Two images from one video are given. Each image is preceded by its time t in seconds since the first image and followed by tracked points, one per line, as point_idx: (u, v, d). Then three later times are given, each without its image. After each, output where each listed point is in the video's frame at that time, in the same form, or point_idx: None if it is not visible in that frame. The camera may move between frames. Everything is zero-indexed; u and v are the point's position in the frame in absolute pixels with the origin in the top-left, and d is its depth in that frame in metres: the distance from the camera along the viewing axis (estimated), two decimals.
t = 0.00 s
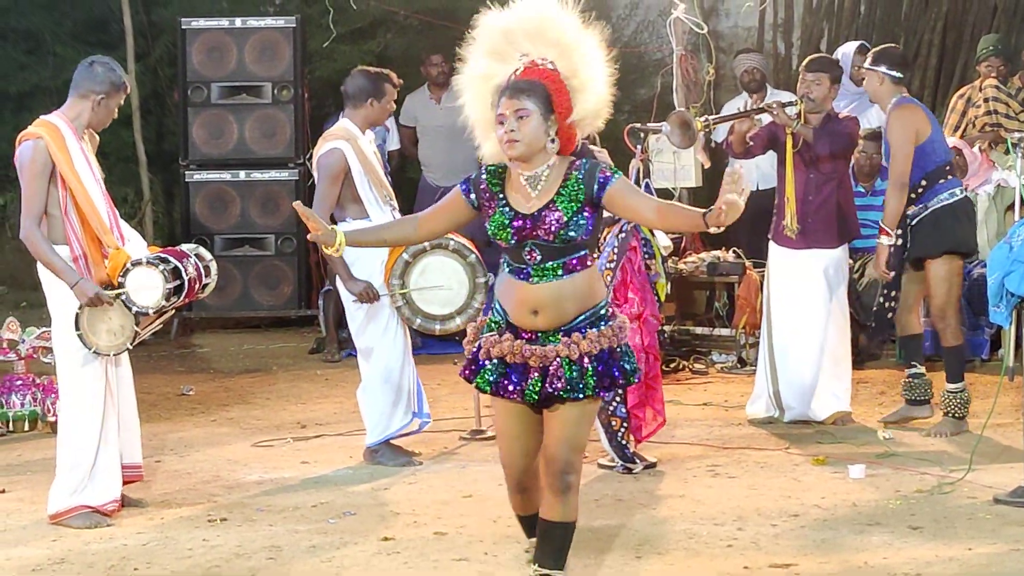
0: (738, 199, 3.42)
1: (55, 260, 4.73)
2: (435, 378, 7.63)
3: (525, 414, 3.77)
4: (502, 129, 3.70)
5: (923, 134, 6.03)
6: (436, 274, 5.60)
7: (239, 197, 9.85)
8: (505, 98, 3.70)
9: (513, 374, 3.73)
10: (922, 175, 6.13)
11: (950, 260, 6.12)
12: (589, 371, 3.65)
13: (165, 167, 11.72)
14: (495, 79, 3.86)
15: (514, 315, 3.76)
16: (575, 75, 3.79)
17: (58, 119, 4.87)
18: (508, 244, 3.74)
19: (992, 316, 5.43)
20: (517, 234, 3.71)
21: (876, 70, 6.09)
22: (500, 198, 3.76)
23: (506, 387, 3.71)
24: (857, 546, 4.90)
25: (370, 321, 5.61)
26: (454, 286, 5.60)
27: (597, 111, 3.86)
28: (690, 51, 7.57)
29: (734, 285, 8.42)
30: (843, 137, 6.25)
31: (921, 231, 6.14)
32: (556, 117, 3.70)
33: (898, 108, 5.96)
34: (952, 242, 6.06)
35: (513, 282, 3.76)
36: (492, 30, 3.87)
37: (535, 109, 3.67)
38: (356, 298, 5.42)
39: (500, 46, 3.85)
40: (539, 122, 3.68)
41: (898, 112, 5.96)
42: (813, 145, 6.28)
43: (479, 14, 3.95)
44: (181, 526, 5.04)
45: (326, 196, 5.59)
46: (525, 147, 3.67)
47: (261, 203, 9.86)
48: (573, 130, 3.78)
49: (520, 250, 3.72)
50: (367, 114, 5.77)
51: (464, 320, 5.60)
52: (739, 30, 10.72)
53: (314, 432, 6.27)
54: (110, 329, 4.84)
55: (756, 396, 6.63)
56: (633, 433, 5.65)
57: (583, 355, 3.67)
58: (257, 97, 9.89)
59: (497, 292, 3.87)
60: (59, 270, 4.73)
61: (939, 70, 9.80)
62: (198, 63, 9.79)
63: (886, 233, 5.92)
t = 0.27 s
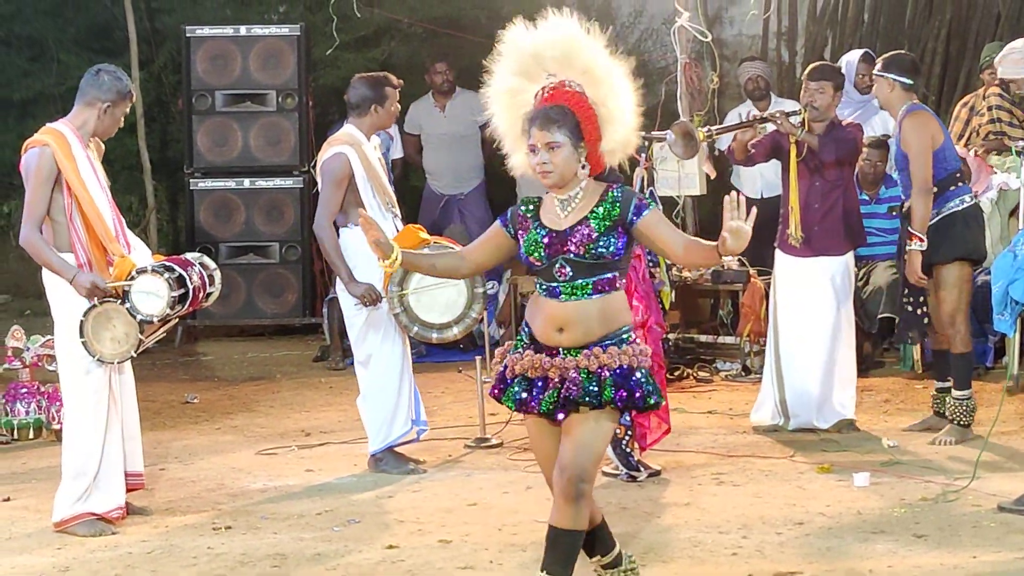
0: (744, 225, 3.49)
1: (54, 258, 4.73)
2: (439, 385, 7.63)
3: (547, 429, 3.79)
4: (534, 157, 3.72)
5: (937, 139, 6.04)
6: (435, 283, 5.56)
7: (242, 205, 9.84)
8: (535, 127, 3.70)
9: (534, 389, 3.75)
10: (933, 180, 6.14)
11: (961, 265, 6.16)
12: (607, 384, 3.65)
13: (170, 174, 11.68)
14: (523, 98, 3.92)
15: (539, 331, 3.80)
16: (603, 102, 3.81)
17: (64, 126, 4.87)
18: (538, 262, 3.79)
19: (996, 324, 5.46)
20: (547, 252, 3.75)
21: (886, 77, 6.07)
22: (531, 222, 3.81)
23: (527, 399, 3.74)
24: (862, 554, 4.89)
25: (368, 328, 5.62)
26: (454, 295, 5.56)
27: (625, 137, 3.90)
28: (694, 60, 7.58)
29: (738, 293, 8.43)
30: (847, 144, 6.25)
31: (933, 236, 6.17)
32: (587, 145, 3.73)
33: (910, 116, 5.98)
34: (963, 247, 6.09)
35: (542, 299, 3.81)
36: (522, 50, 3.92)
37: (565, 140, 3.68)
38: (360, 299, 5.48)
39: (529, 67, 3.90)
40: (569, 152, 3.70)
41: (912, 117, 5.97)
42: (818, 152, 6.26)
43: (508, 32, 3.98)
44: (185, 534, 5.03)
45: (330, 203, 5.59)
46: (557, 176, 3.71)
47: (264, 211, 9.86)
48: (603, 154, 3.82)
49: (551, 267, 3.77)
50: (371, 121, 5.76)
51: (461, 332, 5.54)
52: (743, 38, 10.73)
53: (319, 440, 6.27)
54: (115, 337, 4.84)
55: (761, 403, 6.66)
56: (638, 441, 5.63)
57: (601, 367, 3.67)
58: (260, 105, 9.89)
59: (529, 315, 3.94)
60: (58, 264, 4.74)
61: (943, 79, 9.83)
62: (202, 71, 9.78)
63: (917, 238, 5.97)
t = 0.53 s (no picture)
0: (779, 199, 3.66)
1: (57, 282, 4.74)
2: (441, 393, 7.62)
3: (592, 404, 4.03)
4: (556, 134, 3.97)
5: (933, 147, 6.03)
6: (434, 289, 5.54)
7: (244, 211, 9.84)
8: (561, 106, 3.96)
9: (573, 363, 3.97)
10: (934, 187, 6.15)
11: (963, 271, 6.18)
12: (644, 351, 3.88)
13: (173, 181, 11.76)
14: (552, 84, 4.19)
15: (571, 309, 4.04)
16: (628, 88, 4.10)
17: (66, 134, 4.87)
18: (561, 245, 4.02)
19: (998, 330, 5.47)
20: (568, 235, 3.98)
21: (884, 87, 6.07)
22: (551, 206, 4.03)
23: (567, 374, 3.97)
24: (866, 562, 4.89)
25: (366, 337, 5.68)
26: (450, 301, 5.53)
27: (648, 121, 4.17)
28: (697, 68, 7.60)
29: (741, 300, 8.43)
30: (849, 150, 6.27)
31: (934, 242, 6.18)
32: (608, 127, 3.99)
33: (906, 123, 5.94)
34: (965, 254, 6.12)
35: (567, 275, 4.04)
36: (554, 39, 4.20)
37: (588, 119, 3.95)
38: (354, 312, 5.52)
39: (560, 54, 4.18)
40: (591, 131, 3.95)
41: (907, 125, 5.95)
42: (820, 159, 6.28)
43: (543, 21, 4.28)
44: (188, 541, 5.04)
45: (332, 208, 5.61)
46: (577, 153, 3.94)
47: (267, 218, 9.85)
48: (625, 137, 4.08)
49: (574, 247, 4.00)
50: (374, 128, 5.77)
51: (460, 339, 5.53)
52: (746, 45, 10.73)
53: (322, 447, 6.27)
54: (118, 343, 4.84)
55: (764, 410, 6.67)
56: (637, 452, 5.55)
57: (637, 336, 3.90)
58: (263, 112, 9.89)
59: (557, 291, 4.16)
60: (59, 292, 4.74)
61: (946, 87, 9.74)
62: (205, 78, 9.79)
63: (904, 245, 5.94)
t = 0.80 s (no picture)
0: (789, 192, 3.71)
1: (49, 287, 4.76)
2: (438, 396, 7.62)
3: (627, 407, 3.95)
4: (585, 141, 3.95)
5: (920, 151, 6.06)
6: (433, 295, 5.49)
7: (242, 215, 9.84)
8: (586, 112, 3.95)
9: (608, 367, 3.92)
10: (928, 188, 6.15)
11: (963, 271, 6.15)
12: (683, 364, 3.89)
13: (170, 184, 11.71)
14: (573, 96, 4.16)
15: (603, 312, 4.00)
16: (649, 88, 4.08)
17: (61, 137, 4.88)
18: (592, 250, 4.01)
19: (997, 334, 5.48)
20: (600, 239, 3.98)
21: (873, 93, 6.07)
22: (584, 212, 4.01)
23: (604, 377, 3.90)
24: (862, 565, 4.90)
25: (359, 341, 5.66)
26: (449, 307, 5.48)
27: (672, 120, 4.15)
28: (695, 72, 7.60)
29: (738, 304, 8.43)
30: (846, 152, 6.27)
31: (931, 245, 6.17)
32: (635, 127, 3.97)
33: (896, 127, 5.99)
34: (965, 254, 6.10)
35: (598, 281, 4.02)
36: (567, 51, 4.19)
37: (615, 121, 3.93)
38: (351, 313, 5.54)
39: (576, 65, 4.16)
40: (619, 134, 3.94)
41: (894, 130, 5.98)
42: (816, 162, 6.28)
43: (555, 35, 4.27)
44: (186, 544, 5.03)
45: (330, 211, 5.61)
46: (609, 156, 3.93)
47: (265, 222, 9.86)
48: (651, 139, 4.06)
49: (607, 252, 3.98)
50: (372, 130, 5.77)
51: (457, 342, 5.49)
52: (743, 49, 10.74)
53: (319, 450, 6.27)
54: (114, 347, 4.82)
55: (762, 413, 6.67)
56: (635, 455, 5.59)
57: (681, 343, 3.90)
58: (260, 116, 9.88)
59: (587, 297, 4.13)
60: (53, 301, 4.75)
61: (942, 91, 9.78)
62: (203, 81, 9.78)
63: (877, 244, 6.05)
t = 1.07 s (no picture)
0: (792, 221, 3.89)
1: (35, 290, 4.76)
2: (427, 400, 7.63)
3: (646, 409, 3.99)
4: (619, 161, 4.02)
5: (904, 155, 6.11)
6: (420, 301, 5.52)
7: (230, 219, 9.83)
8: (618, 134, 4.01)
9: (632, 374, 3.96)
10: (911, 192, 6.20)
11: (947, 273, 6.15)
12: (707, 378, 3.93)
13: (159, 188, 11.78)
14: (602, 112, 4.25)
15: (633, 325, 4.05)
16: (679, 105, 4.14)
17: (48, 141, 4.88)
18: (631, 262, 4.05)
19: (984, 338, 5.50)
20: (639, 252, 4.02)
21: (854, 98, 6.15)
22: (620, 224, 4.06)
23: (626, 383, 3.94)
24: (849, 568, 4.90)
25: (346, 344, 5.68)
26: (434, 314, 5.52)
27: (700, 135, 4.22)
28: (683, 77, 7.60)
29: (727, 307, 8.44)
30: (834, 156, 6.29)
31: (916, 248, 6.18)
32: (667, 147, 4.03)
33: (879, 130, 6.03)
34: (951, 255, 6.10)
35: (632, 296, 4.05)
36: (595, 66, 4.28)
37: (648, 142, 3.99)
38: (341, 310, 5.52)
39: (605, 80, 4.26)
40: (651, 154, 4.00)
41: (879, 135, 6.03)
42: (805, 166, 6.32)
43: (582, 51, 4.35)
44: (174, 548, 5.03)
45: (319, 215, 5.61)
46: (643, 175, 4.00)
47: (253, 226, 9.85)
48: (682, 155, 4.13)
49: (643, 265, 4.03)
50: (363, 133, 5.77)
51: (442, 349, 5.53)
52: (732, 52, 10.77)
53: (307, 454, 6.28)
54: (99, 351, 4.85)
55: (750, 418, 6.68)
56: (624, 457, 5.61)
57: (707, 358, 3.94)
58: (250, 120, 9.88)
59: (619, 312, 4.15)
60: (39, 304, 4.76)
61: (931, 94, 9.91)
62: (191, 86, 9.77)
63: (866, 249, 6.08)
